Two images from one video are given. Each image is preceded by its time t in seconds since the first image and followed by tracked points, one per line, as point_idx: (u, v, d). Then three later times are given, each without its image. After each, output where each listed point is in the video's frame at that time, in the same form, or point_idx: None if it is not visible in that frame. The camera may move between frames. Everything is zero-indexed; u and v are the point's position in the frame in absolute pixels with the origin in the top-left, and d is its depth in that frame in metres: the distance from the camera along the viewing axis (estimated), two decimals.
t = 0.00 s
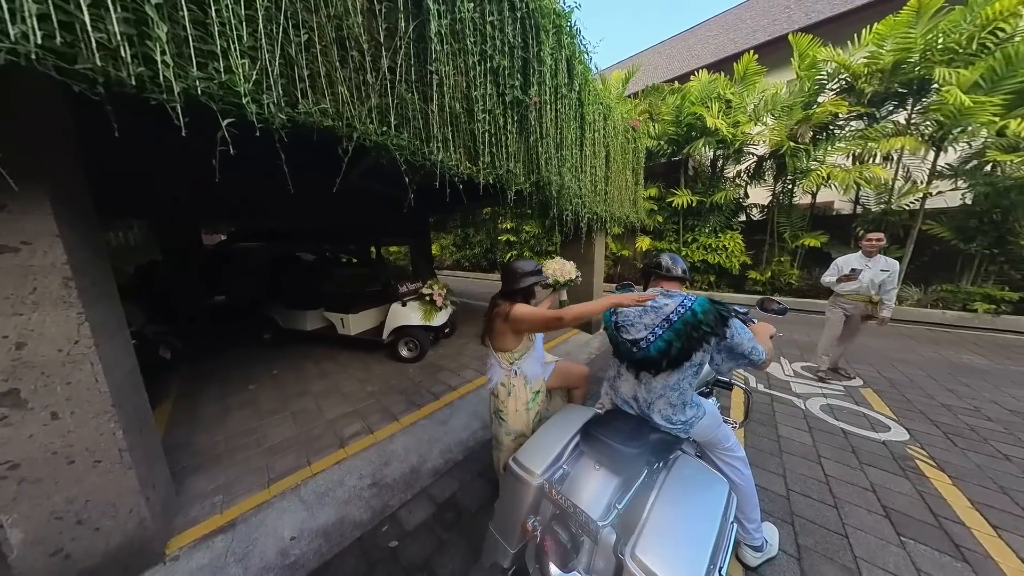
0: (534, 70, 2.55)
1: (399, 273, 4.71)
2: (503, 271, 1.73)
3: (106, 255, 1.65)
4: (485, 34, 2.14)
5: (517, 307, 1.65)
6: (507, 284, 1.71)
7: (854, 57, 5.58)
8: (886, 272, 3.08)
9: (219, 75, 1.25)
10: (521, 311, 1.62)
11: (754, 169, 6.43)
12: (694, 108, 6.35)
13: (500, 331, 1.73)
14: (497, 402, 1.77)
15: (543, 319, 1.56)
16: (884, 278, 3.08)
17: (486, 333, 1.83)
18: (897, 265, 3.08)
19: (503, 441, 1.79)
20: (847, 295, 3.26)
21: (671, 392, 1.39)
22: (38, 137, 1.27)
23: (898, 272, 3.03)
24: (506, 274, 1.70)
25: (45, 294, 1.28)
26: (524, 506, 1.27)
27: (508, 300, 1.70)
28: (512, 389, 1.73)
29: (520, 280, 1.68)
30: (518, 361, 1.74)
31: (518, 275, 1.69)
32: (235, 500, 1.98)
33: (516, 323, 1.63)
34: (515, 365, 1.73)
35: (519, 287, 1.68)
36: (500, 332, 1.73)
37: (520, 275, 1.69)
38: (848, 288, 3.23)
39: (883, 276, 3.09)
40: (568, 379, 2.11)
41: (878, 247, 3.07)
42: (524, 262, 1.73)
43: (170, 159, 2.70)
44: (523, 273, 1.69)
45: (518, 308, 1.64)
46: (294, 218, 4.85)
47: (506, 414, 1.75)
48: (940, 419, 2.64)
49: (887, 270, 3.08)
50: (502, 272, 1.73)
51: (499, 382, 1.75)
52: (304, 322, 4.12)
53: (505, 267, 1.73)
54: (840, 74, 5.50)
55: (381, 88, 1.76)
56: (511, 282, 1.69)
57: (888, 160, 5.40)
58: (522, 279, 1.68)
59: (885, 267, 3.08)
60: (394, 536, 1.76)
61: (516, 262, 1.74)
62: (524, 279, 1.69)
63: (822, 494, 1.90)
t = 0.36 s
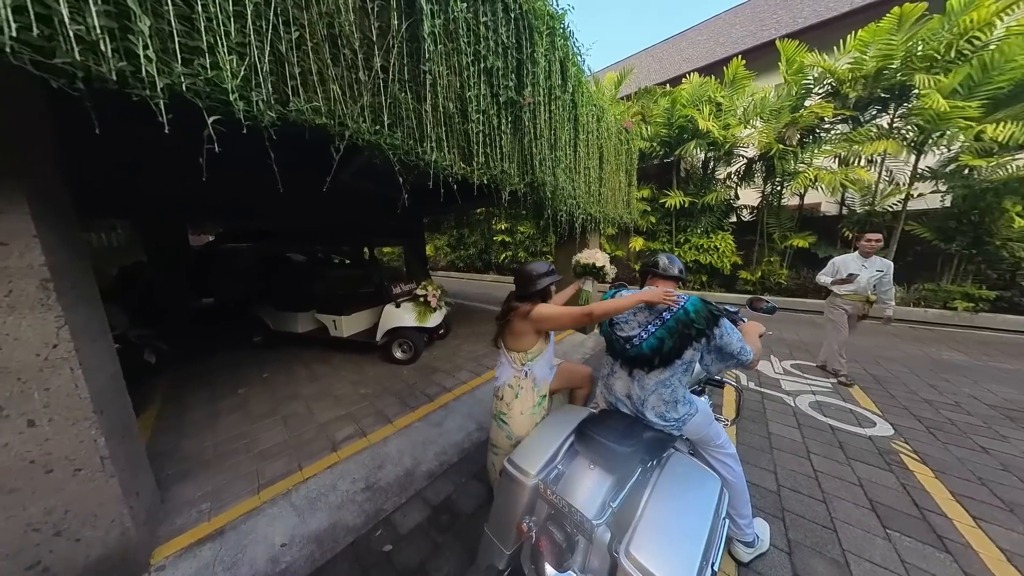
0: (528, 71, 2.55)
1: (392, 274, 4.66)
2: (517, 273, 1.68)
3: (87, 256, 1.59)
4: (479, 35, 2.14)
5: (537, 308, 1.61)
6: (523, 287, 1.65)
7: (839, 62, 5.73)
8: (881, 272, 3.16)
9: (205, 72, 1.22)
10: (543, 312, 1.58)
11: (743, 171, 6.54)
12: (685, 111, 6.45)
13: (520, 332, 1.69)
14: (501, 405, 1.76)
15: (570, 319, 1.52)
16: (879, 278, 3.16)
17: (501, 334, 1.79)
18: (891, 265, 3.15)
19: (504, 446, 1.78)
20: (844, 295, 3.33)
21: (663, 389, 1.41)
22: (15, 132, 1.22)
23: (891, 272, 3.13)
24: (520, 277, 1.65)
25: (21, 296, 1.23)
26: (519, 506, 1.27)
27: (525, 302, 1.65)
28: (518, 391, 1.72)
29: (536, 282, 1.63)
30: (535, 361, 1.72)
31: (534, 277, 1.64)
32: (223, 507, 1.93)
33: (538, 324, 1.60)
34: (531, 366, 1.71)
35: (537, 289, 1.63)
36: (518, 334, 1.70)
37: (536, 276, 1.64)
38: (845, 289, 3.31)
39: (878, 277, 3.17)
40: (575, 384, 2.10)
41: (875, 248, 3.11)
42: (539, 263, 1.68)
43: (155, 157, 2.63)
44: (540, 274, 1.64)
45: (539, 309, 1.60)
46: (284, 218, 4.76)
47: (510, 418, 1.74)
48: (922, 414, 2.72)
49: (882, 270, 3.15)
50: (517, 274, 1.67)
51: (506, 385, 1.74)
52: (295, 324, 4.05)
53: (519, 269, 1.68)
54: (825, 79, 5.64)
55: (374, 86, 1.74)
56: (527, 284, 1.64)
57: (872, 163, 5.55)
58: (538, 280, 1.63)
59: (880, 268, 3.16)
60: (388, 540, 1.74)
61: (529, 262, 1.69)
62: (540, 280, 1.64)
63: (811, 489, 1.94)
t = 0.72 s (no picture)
0: (523, 72, 2.56)
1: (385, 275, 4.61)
2: (555, 259, 1.69)
3: (68, 257, 1.54)
4: (473, 35, 2.14)
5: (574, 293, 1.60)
6: (562, 271, 1.65)
7: (825, 68, 5.88)
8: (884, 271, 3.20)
9: (192, 69, 1.20)
10: (582, 296, 1.57)
11: (734, 173, 6.66)
12: (677, 114, 6.55)
13: (552, 315, 1.69)
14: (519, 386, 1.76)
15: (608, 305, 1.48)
16: (885, 277, 3.19)
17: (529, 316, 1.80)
18: (893, 264, 3.21)
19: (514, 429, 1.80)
20: (854, 296, 3.29)
21: (658, 389, 1.42)
22: None
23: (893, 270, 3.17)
24: (558, 262, 1.65)
25: None
26: (516, 509, 1.26)
27: (562, 287, 1.65)
28: (538, 374, 1.73)
29: (574, 269, 1.63)
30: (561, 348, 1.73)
31: (574, 264, 1.64)
32: (212, 514, 1.89)
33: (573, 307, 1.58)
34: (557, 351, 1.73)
35: (575, 276, 1.63)
36: (551, 317, 1.70)
37: (576, 264, 1.64)
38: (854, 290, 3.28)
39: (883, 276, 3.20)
40: (574, 383, 2.03)
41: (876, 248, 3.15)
42: (578, 252, 1.68)
43: (141, 155, 2.56)
44: (580, 262, 1.64)
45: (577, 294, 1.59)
46: (274, 218, 4.68)
47: (526, 400, 1.74)
48: (907, 410, 2.80)
49: (885, 269, 3.19)
50: (555, 259, 1.68)
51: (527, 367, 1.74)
52: (286, 326, 3.99)
53: (558, 255, 1.68)
54: (812, 83, 5.78)
55: (367, 85, 1.73)
56: (565, 269, 1.64)
57: (857, 166, 5.70)
58: (577, 268, 1.63)
59: (882, 267, 3.20)
60: (383, 545, 1.72)
61: (568, 252, 1.70)
62: (579, 267, 1.64)
63: (802, 485, 1.98)
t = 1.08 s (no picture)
0: (517, 73, 2.56)
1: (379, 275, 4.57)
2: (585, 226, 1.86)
3: (47, 259, 1.48)
4: (467, 36, 2.14)
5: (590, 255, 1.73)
6: (587, 236, 1.81)
7: (813, 72, 6.02)
8: (887, 271, 3.18)
9: (180, 66, 1.18)
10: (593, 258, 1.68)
11: (725, 175, 6.76)
12: (670, 116, 6.63)
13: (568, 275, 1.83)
14: (537, 346, 1.88)
15: (609, 276, 1.55)
16: (888, 277, 3.18)
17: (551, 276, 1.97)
18: (894, 264, 3.21)
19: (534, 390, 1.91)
20: (859, 297, 3.25)
21: (652, 387, 1.43)
22: None
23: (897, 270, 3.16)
24: (586, 227, 1.82)
25: None
26: (509, 511, 1.26)
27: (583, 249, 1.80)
28: (555, 334, 1.86)
29: (599, 234, 1.78)
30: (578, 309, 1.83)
31: (600, 230, 1.79)
32: (200, 522, 1.84)
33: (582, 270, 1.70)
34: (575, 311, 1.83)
35: (597, 241, 1.77)
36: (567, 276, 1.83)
37: (602, 230, 1.79)
38: (860, 290, 3.21)
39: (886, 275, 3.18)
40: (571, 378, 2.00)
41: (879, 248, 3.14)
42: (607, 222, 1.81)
43: (125, 153, 2.49)
44: (606, 229, 1.78)
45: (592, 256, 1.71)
46: (265, 218, 4.60)
47: (545, 359, 1.87)
48: (892, 406, 2.88)
49: (888, 269, 3.18)
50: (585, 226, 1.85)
51: (545, 327, 1.86)
52: (278, 329, 3.93)
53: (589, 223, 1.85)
54: (801, 87, 5.92)
55: (360, 85, 1.71)
56: (590, 234, 1.81)
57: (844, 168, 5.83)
58: (602, 233, 1.78)
59: (886, 266, 3.18)
60: (377, 549, 1.70)
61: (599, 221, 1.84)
62: (605, 234, 1.78)
63: (792, 481, 2.02)
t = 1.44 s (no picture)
0: (509, 74, 2.57)
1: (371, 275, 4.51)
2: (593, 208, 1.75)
3: (22, 258, 1.42)
4: (459, 36, 2.14)
5: (597, 237, 1.63)
6: (595, 215, 1.69)
7: (799, 77, 6.16)
8: (897, 271, 3.17)
9: (163, 61, 1.15)
10: (600, 243, 1.60)
11: (716, 176, 6.88)
12: (662, 118, 6.72)
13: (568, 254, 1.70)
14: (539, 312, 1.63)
15: (610, 265, 1.52)
16: (897, 277, 3.17)
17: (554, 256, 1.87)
18: (905, 264, 3.20)
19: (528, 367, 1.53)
20: (862, 296, 3.29)
21: (646, 380, 1.43)
22: None
23: (908, 270, 3.14)
24: (594, 207, 1.70)
25: None
26: (503, 510, 1.26)
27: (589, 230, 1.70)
28: (560, 301, 1.60)
29: (608, 214, 1.66)
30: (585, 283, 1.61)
31: (610, 211, 1.66)
32: (186, 528, 1.79)
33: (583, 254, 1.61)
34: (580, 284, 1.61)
35: (604, 222, 1.65)
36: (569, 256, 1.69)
37: (612, 211, 1.66)
38: (864, 289, 3.26)
39: (895, 275, 3.18)
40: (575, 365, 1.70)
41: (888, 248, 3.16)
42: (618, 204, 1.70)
43: (107, 150, 2.41)
44: (615, 210, 1.66)
45: (598, 240, 1.61)
46: (253, 217, 4.50)
47: (547, 327, 1.57)
48: (876, 402, 2.96)
49: (899, 269, 3.17)
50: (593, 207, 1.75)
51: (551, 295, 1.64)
52: (267, 330, 3.85)
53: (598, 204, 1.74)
54: (788, 91, 6.05)
55: (350, 83, 1.69)
56: (597, 213, 1.69)
57: (830, 170, 5.98)
58: (612, 213, 1.66)
59: (896, 266, 3.18)
60: (369, 552, 1.67)
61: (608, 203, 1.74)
62: (615, 215, 1.66)
63: (780, 476, 2.06)
